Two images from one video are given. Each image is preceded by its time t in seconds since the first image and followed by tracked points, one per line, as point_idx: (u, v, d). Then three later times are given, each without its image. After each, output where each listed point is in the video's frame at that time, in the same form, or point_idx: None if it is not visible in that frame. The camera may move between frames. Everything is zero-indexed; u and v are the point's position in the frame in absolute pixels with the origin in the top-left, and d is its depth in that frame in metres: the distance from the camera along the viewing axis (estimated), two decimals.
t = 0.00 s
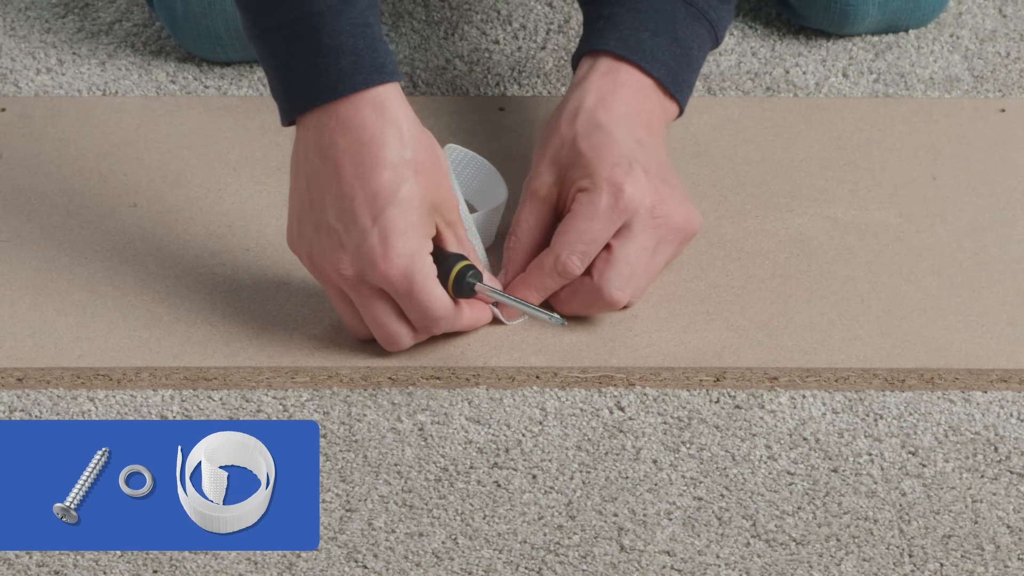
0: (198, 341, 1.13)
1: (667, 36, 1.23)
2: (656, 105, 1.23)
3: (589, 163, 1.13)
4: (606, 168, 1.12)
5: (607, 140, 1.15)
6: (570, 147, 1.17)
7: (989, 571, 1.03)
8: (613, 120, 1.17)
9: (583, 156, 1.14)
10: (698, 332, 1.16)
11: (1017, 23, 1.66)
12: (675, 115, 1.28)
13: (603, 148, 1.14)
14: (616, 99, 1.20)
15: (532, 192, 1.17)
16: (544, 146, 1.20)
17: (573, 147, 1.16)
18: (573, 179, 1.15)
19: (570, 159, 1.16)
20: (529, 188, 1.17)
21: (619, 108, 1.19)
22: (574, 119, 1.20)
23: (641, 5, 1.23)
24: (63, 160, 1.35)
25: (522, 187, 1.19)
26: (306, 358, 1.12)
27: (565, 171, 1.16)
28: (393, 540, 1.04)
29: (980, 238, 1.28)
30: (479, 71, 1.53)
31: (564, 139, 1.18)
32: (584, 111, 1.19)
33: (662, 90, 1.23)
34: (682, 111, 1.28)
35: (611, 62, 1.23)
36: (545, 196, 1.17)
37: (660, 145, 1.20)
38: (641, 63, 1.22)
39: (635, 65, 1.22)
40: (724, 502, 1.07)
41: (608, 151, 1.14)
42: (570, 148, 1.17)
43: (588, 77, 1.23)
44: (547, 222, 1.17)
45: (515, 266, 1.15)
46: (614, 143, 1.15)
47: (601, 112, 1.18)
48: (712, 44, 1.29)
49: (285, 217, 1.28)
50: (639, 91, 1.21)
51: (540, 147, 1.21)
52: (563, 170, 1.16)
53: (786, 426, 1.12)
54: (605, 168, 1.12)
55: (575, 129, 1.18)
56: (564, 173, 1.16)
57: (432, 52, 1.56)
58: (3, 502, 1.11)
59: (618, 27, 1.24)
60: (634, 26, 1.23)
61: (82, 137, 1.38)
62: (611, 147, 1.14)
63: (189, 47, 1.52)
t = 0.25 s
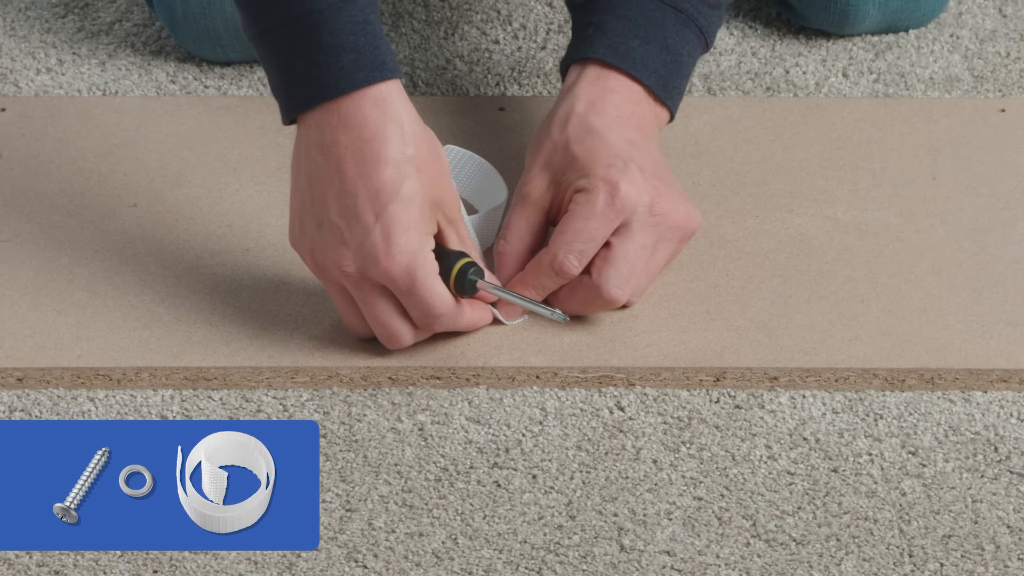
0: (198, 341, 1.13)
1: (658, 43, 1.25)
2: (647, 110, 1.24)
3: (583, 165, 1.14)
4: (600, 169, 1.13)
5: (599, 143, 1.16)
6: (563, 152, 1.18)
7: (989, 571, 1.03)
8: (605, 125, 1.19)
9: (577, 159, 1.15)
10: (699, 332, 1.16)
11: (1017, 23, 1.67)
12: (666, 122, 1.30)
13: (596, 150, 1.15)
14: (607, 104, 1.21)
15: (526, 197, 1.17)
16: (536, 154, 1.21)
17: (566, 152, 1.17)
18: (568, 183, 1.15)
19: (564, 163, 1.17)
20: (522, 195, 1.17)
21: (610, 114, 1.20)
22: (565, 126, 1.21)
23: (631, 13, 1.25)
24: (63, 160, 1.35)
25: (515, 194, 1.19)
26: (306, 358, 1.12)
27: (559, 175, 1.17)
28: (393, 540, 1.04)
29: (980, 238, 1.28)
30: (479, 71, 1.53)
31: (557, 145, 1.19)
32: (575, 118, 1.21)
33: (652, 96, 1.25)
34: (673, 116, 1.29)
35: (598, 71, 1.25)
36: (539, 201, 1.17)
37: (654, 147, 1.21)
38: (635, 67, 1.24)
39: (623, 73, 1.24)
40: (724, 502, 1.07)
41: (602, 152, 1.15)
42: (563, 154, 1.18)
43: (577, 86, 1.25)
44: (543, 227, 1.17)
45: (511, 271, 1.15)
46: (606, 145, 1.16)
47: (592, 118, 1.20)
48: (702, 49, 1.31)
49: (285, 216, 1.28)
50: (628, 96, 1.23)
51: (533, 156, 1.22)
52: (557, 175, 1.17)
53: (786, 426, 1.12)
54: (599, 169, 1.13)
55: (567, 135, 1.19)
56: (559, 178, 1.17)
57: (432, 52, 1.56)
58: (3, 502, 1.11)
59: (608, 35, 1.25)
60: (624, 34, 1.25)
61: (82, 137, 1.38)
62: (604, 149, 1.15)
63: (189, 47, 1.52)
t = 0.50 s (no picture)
0: (198, 341, 1.13)
1: (656, 44, 1.25)
2: (644, 110, 1.25)
3: (580, 166, 1.14)
4: (598, 169, 1.13)
5: (597, 143, 1.16)
6: (560, 151, 1.18)
7: (989, 571, 1.03)
8: (602, 124, 1.19)
9: (575, 159, 1.16)
10: (699, 332, 1.16)
11: (1017, 23, 1.67)
12: (664, 123, 1.30)
13: (593, 150, 1.15)
14: (604, 104, 1.22)
15: (522, 198, 1.17)
16: (532, 153, 1.21)
17: (563, 152, 1.17)
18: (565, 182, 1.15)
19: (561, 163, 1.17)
20: (518, 194, 1.17)
21: (607, 114, 1.21)
22: (562, 126, 1.21)
23: (629, 15, 1.25)
24: (63, 160, 1.35)
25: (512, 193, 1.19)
26: (305, 358, 1.12)
27: (556, 174, 1.17)
28: (393, 540, 1.04)
29: (980, 238, 1.28)
30: (479, 71, 1.53)
31: (553, 145, 1.19)
32: (572, 118, 1.21)
33: (650, 97, 1.25)
34: (670, 117, 1.29)
35: (595, 71, 1.25)
36: (535, 201, 1.17)
37: (652, 146, 1.21)
38: (632, 68, 1.24)
39: (620, 74, 1.24)
40: (724, 502, 1.07)
41: (599, 153, 1.15)
42: (559, 153, 1.18)
43: (574, 87, 1.25)
44: (539, 227, 1.17)
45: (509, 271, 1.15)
46: (604, 145, 1.16)
47: (589, 117, 1.20)
48: (698, 51, 1.30)
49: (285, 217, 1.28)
50: (625, 97, 1.23)
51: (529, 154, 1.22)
52: (554, 174, 1.17)
53: (786, 426, 1.12)
54: (597, 169, 1.13)
55: (564, 134, 1.19)
56: (556, 178, 1.17)
57: (432, 53, 1.56)
58: (4, 502, 1.11)
59: (606, 35, 1.25)
60: (622, 35, 1.25)
61: (82, 137, 1.38)
62: (602, 149, 1.15)
63: (189, 47, 1.51)
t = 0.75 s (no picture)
0: (198, 341, 1.13)
1: (656, 44, 1.25)
2: (644, 109, 1.25)
3: (580, 165, 1.14)
4: (597, 167, 1.13)
5: (596, 142, 1.16)
6: (559, 150, 1.18)
7: (989, 571, 1.03)
8: (601, 123, 1.19)
9: (574, 158, 1.15)
10: (699, 331, 1.16)
11: (1017, 23, 1.67)
12: (663, 123, 1.30)
13: (593, 149, 1.15)
14: (604, 104, 1.22)
15: (521, 197, 1.17)
16: (531, 152, 1.21)
17: (562, 151, 1.17)
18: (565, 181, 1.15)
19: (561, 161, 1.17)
20: (517, 194, 1.17)
21: (607, 113, 1.21)
22: (562, 125, 1.21)
23: (629, 14, 1.25)
24: (63, 159, 1.35)
25: (511, 193, 1.19)
26: (306, 358, 1.12)
27: (555, 173, 1.17)
28: (393, 540, 1.04)
29: (980, 238, 1.28)
30: (479, 70, 1.53)
31: (553, 144, 1.19)
32: (571, 117, 1.21)
33: (650, 97, 1.25)
34: (669, 118, 1.29)
35: (594, 71, 1.25)
36: (534, 200, 1.17)
37: (651, 146, 1.21)
38: (632, 68, 1.24)
39: (620, 74, 1.24)
40: (724, 502, 1.07)
41: (599, 152, 1.15)
42: (559, 152, 1.18)
43: (573, 86, 1.25)
44: (538, 227, 1.17)
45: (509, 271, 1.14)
46: (603, 144, 1.16)
47: (589, 117, 1.20)
48: (699, 51, 1.31)
49: (285, 216, 1.28)
50: (625, 96, 1.23)
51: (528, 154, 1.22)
52: (553, 173, 1.17)
53: (786, 426, 1.13)
54: (596, 168, 1.13)
55: (563, 134, 1.19)
56: (555, 177, 1.17)
57: (431, 52, 1.56)
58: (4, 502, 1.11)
59: (606, 35, 1.25)
60: (622, 35, 1.25)
61: (82, 137, 1.38)
62: (601, 148, 1.15)
63: (189, 47, 1.52)
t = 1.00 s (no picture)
0: (198, 341, 1.13)
1: (656, 44, 1.25)
2: (643, 109, 1.25)
3: (579, 164, 1.14)
4: (597, 167, 1.13)
5: (595, 142, 1.16)
6: (559, 150, 1.18)
7: (990, 571, 1.03)
8: (601, 123, 1.19)
9: (573, 158, 1.15)
10: (699, 331, 1.16)
11: (1017, 23, 1.67)
12: (663, 123, 1.30)
13: (592, 149, 1.15)
14: (603, 104, 1.22)
15: (520, 197, 1.17)
16: (530, 152, 1.21)
17: (562, 151, 1.17)
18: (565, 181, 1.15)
19: (560, 161, 1.17)
20: (517, 193, 1.17)
21: (607, 113, 1.21)
22: (561, 125, 1.21)
23: (629, 14, 1.26)
24: (63, 159, 1.35)
25: (510, 193, 1.19)
26: (306, 358, 1.12)
27: (554, 173, 1.17)
28: (393, 540, 1.04)
29: (980, 238, 1.28)
30: (479, 70, 1.53)
31: (552, 143, 1.19)
32: (571, 117, 1.21)
33: (649, 97, 1.25)
34: (669, 118, 1.29)
35: (594, 71, 1.25)
36: (534, 200, 1.17)
37: (651, 145, 1.21)
38: (632, 68, 1.24)
39: (620, 74, 1.24)
40: (724, 502, 1.07)
41: (598, 152, 1.15)
42: (558, 152, 1.18)
43: (573, 86, 1.25)
44: (538, 227, 1.17)
45: (508, 270, 1.15)
46: (602, 144, 1.16)
47: (588, 117, 1.20)
48: (699, 51, 1.31)
49: (285, 216, 1.28)
50: (624, 96, 1.23)
51: (527, 153, 1.22)
52: (552, 173, 1.17)
53: (786, 426, 1.13)
54: (596, 168, 1.13)
55: (563, 133, 1.19)
56: (554, 177, 1.17)
57: (431, 52, 1.56)
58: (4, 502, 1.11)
59: (605, 35, 1.25)
60: (622, 35, 1.25)
61: (82, 137, 1.38)
62: (600, 148, 1.15)
63: (189, 46, 1.52)
